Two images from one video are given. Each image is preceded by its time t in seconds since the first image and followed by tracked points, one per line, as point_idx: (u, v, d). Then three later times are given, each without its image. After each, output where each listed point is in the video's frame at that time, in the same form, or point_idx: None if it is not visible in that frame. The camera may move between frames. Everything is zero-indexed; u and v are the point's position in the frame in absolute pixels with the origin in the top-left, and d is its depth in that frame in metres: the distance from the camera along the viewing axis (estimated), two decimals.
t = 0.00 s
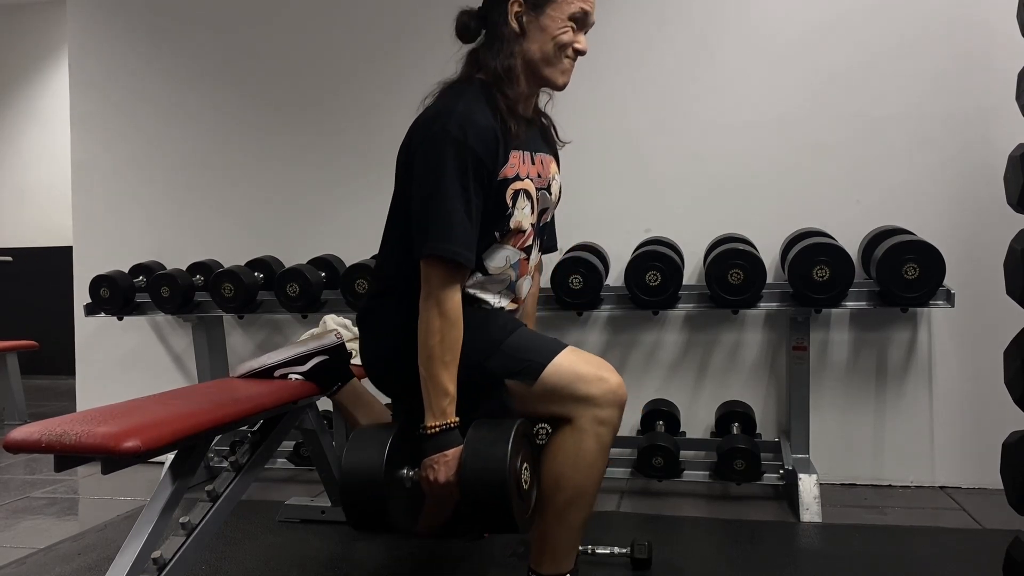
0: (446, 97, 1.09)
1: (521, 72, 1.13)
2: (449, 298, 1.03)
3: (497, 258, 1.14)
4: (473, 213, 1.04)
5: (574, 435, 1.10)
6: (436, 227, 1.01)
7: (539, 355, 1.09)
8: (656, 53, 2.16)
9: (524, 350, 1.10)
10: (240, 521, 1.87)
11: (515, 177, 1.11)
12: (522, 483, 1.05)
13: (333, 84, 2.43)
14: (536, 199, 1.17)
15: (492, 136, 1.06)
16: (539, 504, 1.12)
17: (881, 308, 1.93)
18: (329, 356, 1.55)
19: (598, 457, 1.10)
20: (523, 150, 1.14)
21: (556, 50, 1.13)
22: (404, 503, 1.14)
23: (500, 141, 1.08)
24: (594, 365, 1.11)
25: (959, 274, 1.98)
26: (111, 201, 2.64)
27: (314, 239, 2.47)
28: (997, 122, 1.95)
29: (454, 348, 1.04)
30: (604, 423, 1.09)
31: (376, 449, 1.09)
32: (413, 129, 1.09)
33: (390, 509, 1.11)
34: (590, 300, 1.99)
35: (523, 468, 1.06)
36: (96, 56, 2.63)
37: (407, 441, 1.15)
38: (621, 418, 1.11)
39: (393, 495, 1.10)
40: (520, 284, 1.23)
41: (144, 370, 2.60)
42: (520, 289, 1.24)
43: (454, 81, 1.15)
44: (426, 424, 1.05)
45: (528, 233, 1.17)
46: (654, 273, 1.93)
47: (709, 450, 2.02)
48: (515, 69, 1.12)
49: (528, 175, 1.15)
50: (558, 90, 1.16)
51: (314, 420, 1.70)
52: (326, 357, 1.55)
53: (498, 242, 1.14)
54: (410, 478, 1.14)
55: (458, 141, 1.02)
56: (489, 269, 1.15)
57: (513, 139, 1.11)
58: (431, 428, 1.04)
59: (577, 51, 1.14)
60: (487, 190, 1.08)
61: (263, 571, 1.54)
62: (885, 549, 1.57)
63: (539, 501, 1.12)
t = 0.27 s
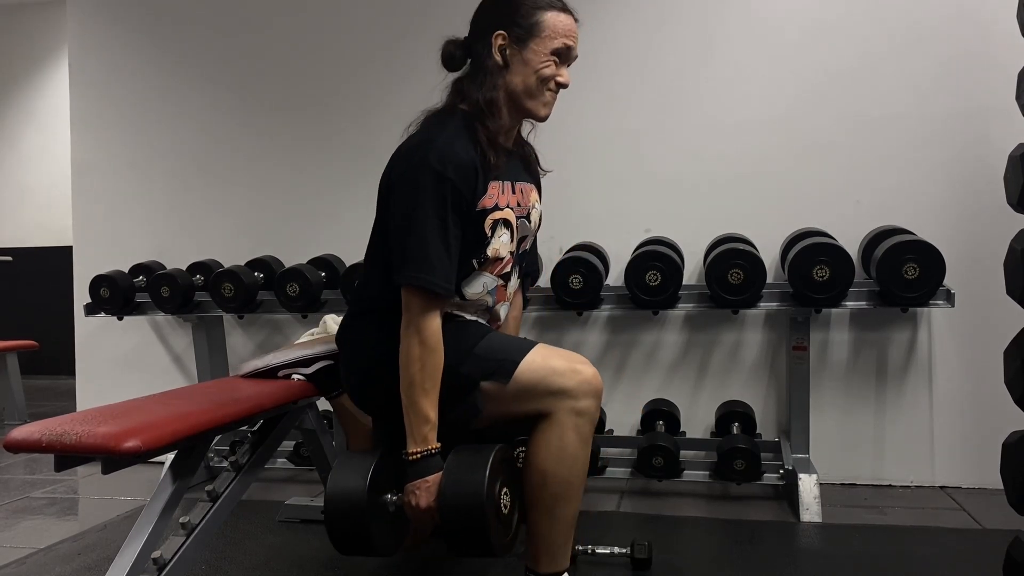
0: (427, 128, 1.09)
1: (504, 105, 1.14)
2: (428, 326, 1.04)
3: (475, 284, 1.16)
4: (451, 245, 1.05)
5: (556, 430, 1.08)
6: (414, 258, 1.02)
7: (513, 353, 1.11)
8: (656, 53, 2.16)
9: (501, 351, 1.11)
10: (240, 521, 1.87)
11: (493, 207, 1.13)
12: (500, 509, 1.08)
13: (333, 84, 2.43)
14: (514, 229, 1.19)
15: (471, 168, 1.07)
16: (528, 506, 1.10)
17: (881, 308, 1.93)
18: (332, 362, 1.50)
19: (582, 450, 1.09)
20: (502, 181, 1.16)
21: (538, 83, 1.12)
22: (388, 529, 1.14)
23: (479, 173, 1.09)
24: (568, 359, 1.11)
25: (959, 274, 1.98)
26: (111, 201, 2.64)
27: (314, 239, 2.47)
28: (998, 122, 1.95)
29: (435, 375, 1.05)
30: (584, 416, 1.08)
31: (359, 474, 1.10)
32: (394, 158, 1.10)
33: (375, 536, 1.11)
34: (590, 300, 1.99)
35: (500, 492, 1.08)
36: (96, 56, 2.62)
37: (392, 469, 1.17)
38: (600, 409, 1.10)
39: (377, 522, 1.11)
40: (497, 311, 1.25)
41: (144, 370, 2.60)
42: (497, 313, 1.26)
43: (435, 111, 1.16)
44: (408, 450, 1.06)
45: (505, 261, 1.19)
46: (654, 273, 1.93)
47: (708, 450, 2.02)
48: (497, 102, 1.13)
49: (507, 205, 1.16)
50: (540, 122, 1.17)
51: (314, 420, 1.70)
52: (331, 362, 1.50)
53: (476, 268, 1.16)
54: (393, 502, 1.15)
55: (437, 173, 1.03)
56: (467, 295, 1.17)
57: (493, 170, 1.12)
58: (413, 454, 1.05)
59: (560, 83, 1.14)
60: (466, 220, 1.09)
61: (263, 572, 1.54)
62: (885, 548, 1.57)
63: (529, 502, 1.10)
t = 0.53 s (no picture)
0: (414, 144, 1.10)
1: (489, 122, 1.14)
2: (410, 340, 1.04)
3: (457, 302, 1.17)
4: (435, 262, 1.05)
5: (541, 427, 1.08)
6: (397, 275, 1.02)
7: (494, 352, 1.12)
8: (656, 53, 2.16)
9: (482, 350, 1.12)
10: (240, 521, 1.87)
11: (476, 224, 1.13)
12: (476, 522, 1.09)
13: (332, 84, 2.43)
14: (496, 246, 1.19)
15: (457, 186, 1.07)
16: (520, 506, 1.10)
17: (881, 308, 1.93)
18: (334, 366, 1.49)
19: (567, 447, 1.09)
20: (487, 198, 1.16)
21: (523, 100, 1.13)
22: (368, 536, 1.15)
23: (463, 191, 1.09)
24: (548, 356, 1.12)
25: (959, 274, 1.98)
26: (111, 201, 2.64)
27: (314, 239, 2.46)
28: (998, 122, 1.95)
29: (416, 389, 1.05)
30: (567, 414, 1.09)
31: (338, 483, 1.11)
32: (380, 173, 1.10)
33: (355, 544, 1.12)
34: (590, 300, 1.99)
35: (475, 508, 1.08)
36: (96, 56, 2.62)
37: (373, 477, 1.17)
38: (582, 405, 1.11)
39: (357, 529, 1.12)
40: (480, 324, 1.25)
41: (144, 370, 2.60)
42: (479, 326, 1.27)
43: (422, 127, 1.16)
44: (387, 463, 1.07)
45: (487, 278, 1.20)
46: (654, 273, 1.93)
47: (709, 450, 2.02)
48: (482, 120, 1.13)
49: (490, 223, 1.17)
50: (526, 138, 1.17)
51: (314, 420, 1.70)
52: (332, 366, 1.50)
53: (457, 285, 1.16)
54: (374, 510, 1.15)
55: (424, 191, 1.04)
56: (448, 311, 1.17)
57: (478, 188, 1.13)
58: (391, 467, 1.06)
59: (546, 100, 1.15)
60: (449, 237, 1.09)
61: (263, 572, 1.54)
62: (886, 548, 1.57)
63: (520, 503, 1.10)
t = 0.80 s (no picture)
0: (416, 138, 1.10)
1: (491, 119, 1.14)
2: (408, 333, 1.04)
3: (458, 295, 1.16)
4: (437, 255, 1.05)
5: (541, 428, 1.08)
6: (399, 267, 1.01)
7: (494, 352, 1.12)
8: (657, 53, 2.16)
9: (481, 351, 1.12)
10: (240, 521, 1.87)
11: (478, 218, 1.13)
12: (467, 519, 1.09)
13: (332, 84, 2.43)
14: (497, 240, 1.19)
15: (459, 180, 1.07)
16: (519, 508, 1.10)
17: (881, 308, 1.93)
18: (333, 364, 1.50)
19: (567, 449, 1.09)
20: (490, 192, 1.17)
21: (525, 96, 1.13)
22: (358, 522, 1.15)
23: (467, 184, 1.09)
24: (550, 358, 1.12)
25: (959, 274, 1.98)
26: (111, 201, 2.64)
27: (314, 239, 2.47)
28: (998, 122, 1.95)
29: (411, 381, 1.05)
30: (567, 416, 1.09)
31: (333, 469, 1.11)
32: (382, 167, 1.09)
33: (344, 530, 1.12)
34: (590, 300, 1.99)
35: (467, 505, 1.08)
36: (96, 56, 2.62)
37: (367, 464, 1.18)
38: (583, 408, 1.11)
39: (347, 515, 1.12)
40: (479, 318, 1.25)
41: (144, 370, 2.60)
42: (476, 322, 1.26)
43: (423, 122, 1.16)
44: (382, 454, 1.07)
45: (486, 272, 1.20)
46: (654, 273, 1.93)
47: (708, 450, 2.02)
48: (485, 115, 1.13)
49: (492, 217, 1.17)
50: (528, 135, 1.17)
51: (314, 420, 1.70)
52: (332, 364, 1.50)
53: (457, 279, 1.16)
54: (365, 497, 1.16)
55: (426, 183, 1.03)
56: (448, 305, 1.16)
57: (480, 182, 1.12)
58: (387, 458, 1.06)
59: (548, 97, 1.15)
60: (452, 230, 1.09)
61: (263, 572, 1.54)
62: (886, 548, 1.57)
63: (519, 504, 1.10)
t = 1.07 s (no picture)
0: (458, 85, 1.05)
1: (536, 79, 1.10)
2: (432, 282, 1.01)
3: (484, 247, 1.11)
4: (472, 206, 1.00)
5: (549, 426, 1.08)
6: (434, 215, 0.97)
7: (509, 341, 1.10)
8: (657, 52, 2.16)
9: (495, 336, 1.11)
10: (240, 521, 1.87)
11: (518, 172, 1.08)
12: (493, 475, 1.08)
13: (332, 84, 2.43)
14: (534, 197, 1.13)
15: (500, 129, 1.02)
16: (523, 504, 1.09)
17: (881, 308, 1.93)
18: (331, 354, 1.53)
19: (573, 449, 1.09)
20: (530, 147, 1.11)
21: (570, 63, 1.10)
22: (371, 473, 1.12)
23: (509, 134, 1.04)
24: (560, 355, 1.11)
25: (959, 274, 1.98)
26: (111, 201, 2.64)
27: (314, 239, 2.47)
28: (998, 122, 1.95)
29: (434, 331, 1.02)
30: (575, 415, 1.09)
31: (351, 421, 1.09)
32: (422, 112, 1.05)
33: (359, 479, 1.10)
34: (590, 300, 1.99)
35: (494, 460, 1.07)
36: (96, 56, 2.62)
37: (384, 415, 1.15)
38: (590, 409, 1.11)
39: (364, 465, 1.10)
40: (503, 275, 1.20)
41: (144, 370, 2.60)
42: (502, 280, 1.21)
43: (465, 70, 1.11)
44: (403, 404, 1.03)
45: (516, 228, 1.14)
46: (654, 273, 1.93)
47: (708, 450, 2.02)
48: (530, 73, 1.08)
49: (532, 173, 1.11)
50: (564, 101, 1.15)
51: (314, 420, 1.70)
52: (329, 354, 1.54)
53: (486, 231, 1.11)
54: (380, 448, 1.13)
55: (466, 131, 0.98)
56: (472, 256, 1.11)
57: (522, 134, 1.07)
58: (408, 408, 1.02)
59: (592, 69, 1.12)
60: (490, 181, 1.04)
61: (262, 571, 1.54)
62: (886, 549, 1.57)
63: (523, 501, 1.09)
